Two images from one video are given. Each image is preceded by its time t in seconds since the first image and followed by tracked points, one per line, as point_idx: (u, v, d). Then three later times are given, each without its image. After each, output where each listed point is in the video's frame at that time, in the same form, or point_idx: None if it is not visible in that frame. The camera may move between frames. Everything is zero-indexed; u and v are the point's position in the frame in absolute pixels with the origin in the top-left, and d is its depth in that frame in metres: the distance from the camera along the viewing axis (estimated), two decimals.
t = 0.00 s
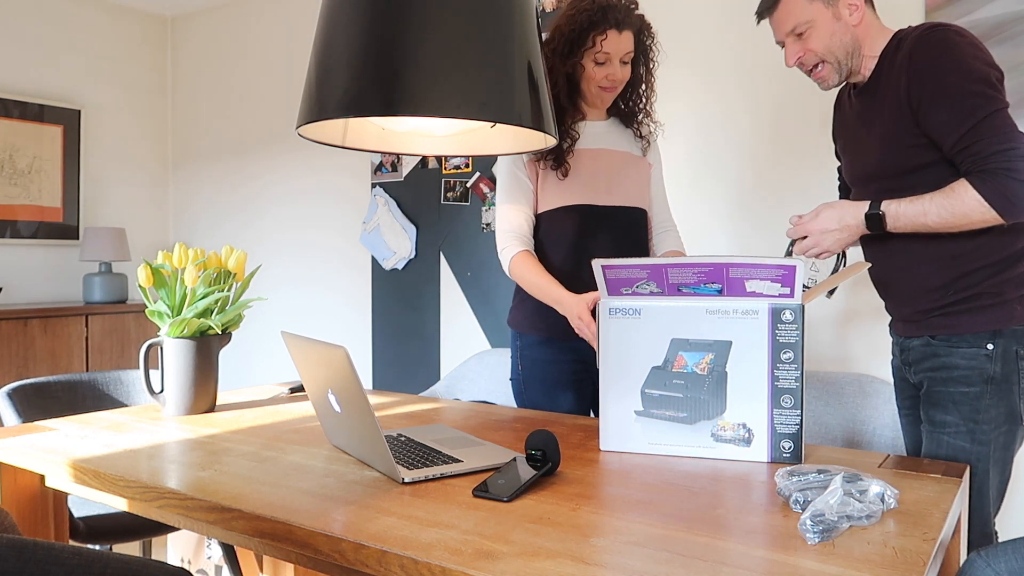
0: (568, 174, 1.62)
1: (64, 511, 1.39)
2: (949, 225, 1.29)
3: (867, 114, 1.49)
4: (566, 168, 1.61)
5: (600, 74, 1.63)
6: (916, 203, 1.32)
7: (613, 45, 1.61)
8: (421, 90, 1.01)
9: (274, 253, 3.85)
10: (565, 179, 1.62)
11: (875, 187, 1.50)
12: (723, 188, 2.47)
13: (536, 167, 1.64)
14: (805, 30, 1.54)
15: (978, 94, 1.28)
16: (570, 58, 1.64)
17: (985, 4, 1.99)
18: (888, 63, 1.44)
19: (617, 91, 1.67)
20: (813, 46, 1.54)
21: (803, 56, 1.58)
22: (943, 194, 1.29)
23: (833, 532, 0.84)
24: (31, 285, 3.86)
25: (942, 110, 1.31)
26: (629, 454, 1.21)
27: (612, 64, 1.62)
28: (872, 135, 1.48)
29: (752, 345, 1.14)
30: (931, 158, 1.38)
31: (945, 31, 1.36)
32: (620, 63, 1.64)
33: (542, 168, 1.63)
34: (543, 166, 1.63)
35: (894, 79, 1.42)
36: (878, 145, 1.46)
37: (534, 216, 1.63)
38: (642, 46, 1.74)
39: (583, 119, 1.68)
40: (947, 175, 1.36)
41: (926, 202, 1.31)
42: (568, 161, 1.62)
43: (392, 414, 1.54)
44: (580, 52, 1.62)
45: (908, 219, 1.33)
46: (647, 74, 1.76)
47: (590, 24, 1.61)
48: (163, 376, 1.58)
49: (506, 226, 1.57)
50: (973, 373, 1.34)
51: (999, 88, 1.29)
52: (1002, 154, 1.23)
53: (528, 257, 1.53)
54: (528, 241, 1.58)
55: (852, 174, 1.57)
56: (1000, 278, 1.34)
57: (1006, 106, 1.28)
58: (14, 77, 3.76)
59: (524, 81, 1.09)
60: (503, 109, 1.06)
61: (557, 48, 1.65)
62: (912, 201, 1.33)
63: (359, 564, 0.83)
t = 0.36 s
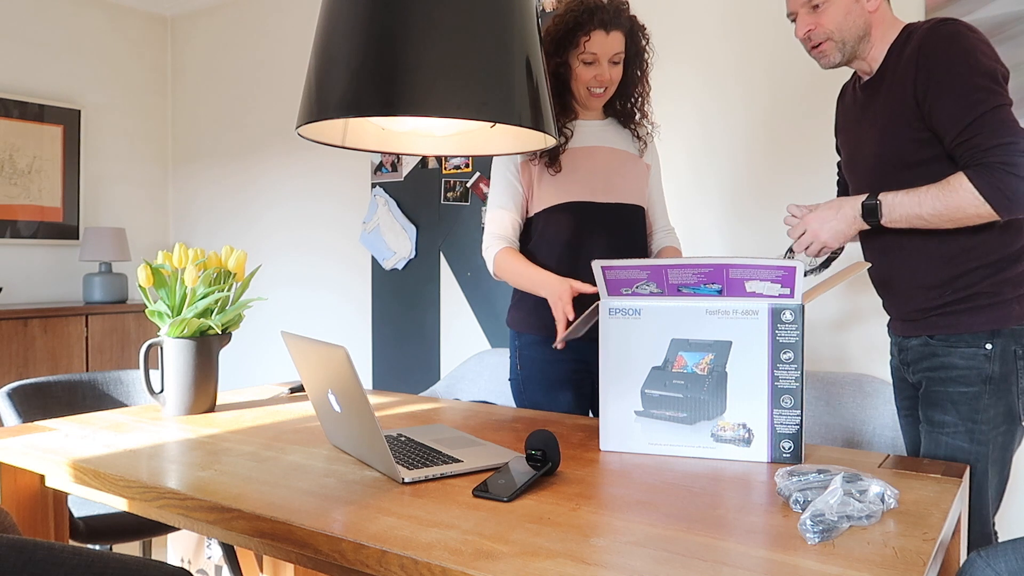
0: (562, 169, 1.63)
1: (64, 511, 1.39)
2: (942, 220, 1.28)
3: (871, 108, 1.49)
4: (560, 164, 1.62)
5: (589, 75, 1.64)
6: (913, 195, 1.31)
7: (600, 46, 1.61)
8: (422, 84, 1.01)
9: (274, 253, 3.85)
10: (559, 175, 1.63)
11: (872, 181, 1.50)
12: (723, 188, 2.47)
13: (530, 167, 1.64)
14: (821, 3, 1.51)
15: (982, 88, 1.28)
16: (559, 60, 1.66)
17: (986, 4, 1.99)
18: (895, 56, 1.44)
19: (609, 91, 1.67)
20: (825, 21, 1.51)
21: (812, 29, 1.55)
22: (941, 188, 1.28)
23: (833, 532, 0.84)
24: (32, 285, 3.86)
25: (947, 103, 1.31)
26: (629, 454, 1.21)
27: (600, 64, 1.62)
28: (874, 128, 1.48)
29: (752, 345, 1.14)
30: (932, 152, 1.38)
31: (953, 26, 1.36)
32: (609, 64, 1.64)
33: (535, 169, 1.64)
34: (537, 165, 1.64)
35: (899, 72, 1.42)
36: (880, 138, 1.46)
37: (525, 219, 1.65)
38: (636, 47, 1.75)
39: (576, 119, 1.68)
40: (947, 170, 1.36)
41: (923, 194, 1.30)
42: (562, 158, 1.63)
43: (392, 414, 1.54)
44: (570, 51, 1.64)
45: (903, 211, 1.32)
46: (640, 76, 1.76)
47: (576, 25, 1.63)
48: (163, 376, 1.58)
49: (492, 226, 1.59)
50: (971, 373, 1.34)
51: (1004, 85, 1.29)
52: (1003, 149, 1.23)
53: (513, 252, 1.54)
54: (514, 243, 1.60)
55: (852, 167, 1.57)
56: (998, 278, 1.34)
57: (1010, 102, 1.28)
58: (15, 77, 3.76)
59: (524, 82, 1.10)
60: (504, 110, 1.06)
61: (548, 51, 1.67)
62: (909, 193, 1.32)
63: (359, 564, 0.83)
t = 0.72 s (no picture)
0: (566, 173, 1.62)
1: (64, 510, 1.39)
2: (951, 219, 1.26)
3: (873, 108, 1.49)
4: (564, 166, 1.61)
5: (593, 75, 1.64)
6: (916, 201, 1.30)
7: (604, 46, 1.62)
8: (423, 82, 1.01)
9: (274, 253, 3.85)
10: (563, 176, 1.62)
11: (874, 181, 1.50)
12: (723, 188, 2.46)
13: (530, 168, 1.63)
14: None
15: (988, 87, 1.28)
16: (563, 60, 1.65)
17: (987, 4, 1.98)
18: (899, 56, 1.44)
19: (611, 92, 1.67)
20: (846, 7, 1.47)
21: (831, 16, 1.50)
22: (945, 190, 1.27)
23: (833, 532, 0.84)
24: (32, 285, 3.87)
25: (952, 103, 1.31)
26: (629, 454, 1.21)
27: (604, 64, 1.63)
28: (876, 128, 1.48)
29: (752, 345, 1.14)
30: (936, 152, 1.38)
31: (958, 26, 1.36)
32: (613, 64, 1.64)
33: (537, 171, 1.63)
34: (539, 167, 1.63)
35: (903, 72, 1.42)
36: (883, 138, 1.46)
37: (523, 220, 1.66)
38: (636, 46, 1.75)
39: (579, 119, 1.68)
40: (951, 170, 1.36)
41: (926, 198, 1.29)
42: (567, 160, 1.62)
43: (392, 414, 1.54)
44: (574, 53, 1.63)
45: (909, 215, 1.30)
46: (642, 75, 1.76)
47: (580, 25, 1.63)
48: (163, 375, 1.58)
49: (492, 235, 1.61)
50: (973, 373, 1.34)
51: (1009, 84, 1.29)
52: (1007, 148, 1.23)
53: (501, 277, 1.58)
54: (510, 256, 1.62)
55: (853, 168, 1.56)
56: (999, 278, 1.34)
57: (1016, 101, 1.28)
58: (15, 77, 3.76)
59: (525, 81, 1.10)
60: (503, 109, 1.06)
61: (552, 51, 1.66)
62: (911, 200, 1.31)
63: (359, 564, 0.83)
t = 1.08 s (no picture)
0: (567, 170, 1.63)
1: (64, 510, 1.39)
2: (957, 223, 1.28)
3: (880, 107, 1.49)
4: (565, 164, 1.61)
5: (588, 65, 1.64)
6: (925, 199, 1.30)
7: (595, 36, 1.63)
8: (427, 83, 1.01)
9: (274, 252, 3.85)
10: (565, 175, 1.62)
11: (878, 180, 1.49)
12: (724, 188, 2.46)
13: (535, 169, 1.63)
14: None
15: (999, 89, 1.27)
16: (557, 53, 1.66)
17: (987, 4, 1.98)
18: (907, 54, 1.44)
19: (608, 82, 1.67)
20: None
21: (840, 7, 1.49)
22: (953, 193, 1.27)
23: (833, 532, 0.84)
24: (32, 285, 3.87)
25: (962, 104, 1.31)
26: (629, 454, 1.21)
27: (597, 53, 1.64)
28: (882, 126, 1.48)
29: (752, 345, 1.14)
30: (943, 153, 1.38)
31: (969, 26, 1.36)
32: (606, 53, 1.65)
33: (541, 171, 1.62)
34: (543, 166, 1.63)
35: (912, 71, 1.41)
36: (889, 136, 1.46)
37: (528, 217, 1.64)
38: (631, 42, 1.76)
39: (577, 116, 1.68)
40: (958, 171, 1.36)
41: (935, 199, 1.29)
42: (569, 159, 1.63)
43: (392, 414, 1.54)
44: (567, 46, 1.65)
45: (916, 217, 1.31)
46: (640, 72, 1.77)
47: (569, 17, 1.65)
48: (163, 376, 1.58)
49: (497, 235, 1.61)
50: (974, 374, 1.34)
51: (1020, 87, 1.28)
52: (1017, 153, 1.23)
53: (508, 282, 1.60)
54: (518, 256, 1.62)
55: (855, 166, 1.56)
56: (1002, 279, 1.34)
57: None
58: (14, 77, 3.76)
59: (527, 82, 1.10)
60: (503, 109, 1.06)
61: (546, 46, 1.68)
62: (920, 197, 1.31)
63: (359, 564, 0.83)
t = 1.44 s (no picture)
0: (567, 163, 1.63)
1: (64, 510, 1.39)
2: (960, 225, 1.28)
3: (879, 108, 1.49)
4: (565, 157, 1.62)
5: (585, 62, 1.62)
6: (929, 202, 1.31)
7: (592, 33, 1.62)
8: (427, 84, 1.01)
9: (274, 253, 3.85)
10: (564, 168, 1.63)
11: (879, 181, 1.49)
12: (724, 188, 2.46)
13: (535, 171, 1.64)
14: None
15: (998, 90, 1.27)
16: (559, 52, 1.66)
17: (987, 4, 1.98)
18: (906, 55, 1.44)
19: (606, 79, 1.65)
20: (851, 5, 1.46)
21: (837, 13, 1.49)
22: (956, 195, 1.28)
23: (833, 532, 0.84)
24: (32, 285, 3.87)
25: (962, 105, 1.31)
26: (629, 454, 1.21)
27: (594, 50, 1.62)
28: (882, 127, 1.48)
29: (752, 345, 1.14)
30: (944, 154, 1.38)
31: (968, 27, 1.36)
32: (604, 51, 1.64)
33: (542, 169, 1.63)
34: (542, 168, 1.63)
35: (911, 72, 1.41)
36: (889, 138, 1.46)
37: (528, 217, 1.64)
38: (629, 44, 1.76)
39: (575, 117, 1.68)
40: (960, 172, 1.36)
41: (938, 202, 1.30)
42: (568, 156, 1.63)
43: (392, 414, 1.54)
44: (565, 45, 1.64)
45: (920, 218, 1.31)
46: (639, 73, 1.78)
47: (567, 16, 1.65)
48: (163, 376, 1.58)
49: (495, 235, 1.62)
50: (974, 374, 1.34)
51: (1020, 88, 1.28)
52: (1018, 153, 1.23)
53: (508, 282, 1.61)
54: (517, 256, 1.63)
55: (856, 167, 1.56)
56: (1002, 279, 1.34)
57: None
58: (14, 77, 3.76)
59: (526, 83, 1.10)
60: (503, 109, 1.06)
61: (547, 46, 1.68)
62: (924, 200, 1.31)
63: (359, 564, 0.83)
